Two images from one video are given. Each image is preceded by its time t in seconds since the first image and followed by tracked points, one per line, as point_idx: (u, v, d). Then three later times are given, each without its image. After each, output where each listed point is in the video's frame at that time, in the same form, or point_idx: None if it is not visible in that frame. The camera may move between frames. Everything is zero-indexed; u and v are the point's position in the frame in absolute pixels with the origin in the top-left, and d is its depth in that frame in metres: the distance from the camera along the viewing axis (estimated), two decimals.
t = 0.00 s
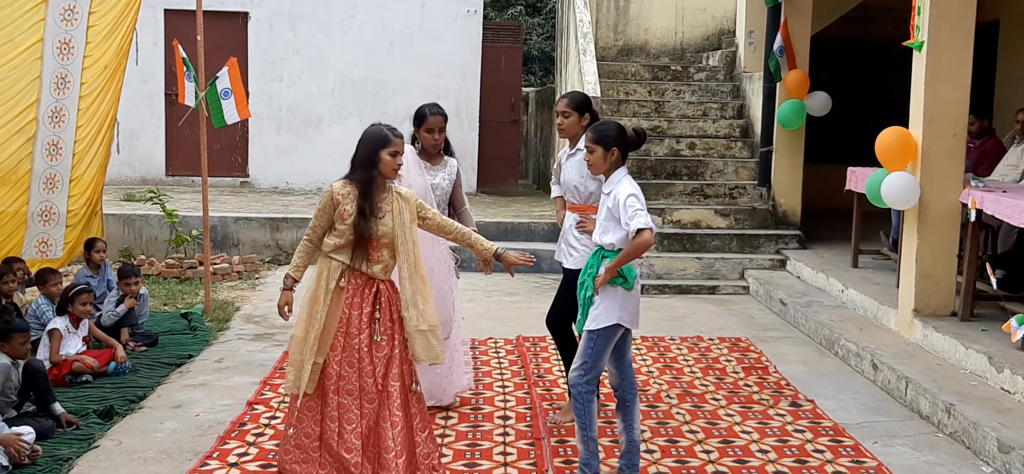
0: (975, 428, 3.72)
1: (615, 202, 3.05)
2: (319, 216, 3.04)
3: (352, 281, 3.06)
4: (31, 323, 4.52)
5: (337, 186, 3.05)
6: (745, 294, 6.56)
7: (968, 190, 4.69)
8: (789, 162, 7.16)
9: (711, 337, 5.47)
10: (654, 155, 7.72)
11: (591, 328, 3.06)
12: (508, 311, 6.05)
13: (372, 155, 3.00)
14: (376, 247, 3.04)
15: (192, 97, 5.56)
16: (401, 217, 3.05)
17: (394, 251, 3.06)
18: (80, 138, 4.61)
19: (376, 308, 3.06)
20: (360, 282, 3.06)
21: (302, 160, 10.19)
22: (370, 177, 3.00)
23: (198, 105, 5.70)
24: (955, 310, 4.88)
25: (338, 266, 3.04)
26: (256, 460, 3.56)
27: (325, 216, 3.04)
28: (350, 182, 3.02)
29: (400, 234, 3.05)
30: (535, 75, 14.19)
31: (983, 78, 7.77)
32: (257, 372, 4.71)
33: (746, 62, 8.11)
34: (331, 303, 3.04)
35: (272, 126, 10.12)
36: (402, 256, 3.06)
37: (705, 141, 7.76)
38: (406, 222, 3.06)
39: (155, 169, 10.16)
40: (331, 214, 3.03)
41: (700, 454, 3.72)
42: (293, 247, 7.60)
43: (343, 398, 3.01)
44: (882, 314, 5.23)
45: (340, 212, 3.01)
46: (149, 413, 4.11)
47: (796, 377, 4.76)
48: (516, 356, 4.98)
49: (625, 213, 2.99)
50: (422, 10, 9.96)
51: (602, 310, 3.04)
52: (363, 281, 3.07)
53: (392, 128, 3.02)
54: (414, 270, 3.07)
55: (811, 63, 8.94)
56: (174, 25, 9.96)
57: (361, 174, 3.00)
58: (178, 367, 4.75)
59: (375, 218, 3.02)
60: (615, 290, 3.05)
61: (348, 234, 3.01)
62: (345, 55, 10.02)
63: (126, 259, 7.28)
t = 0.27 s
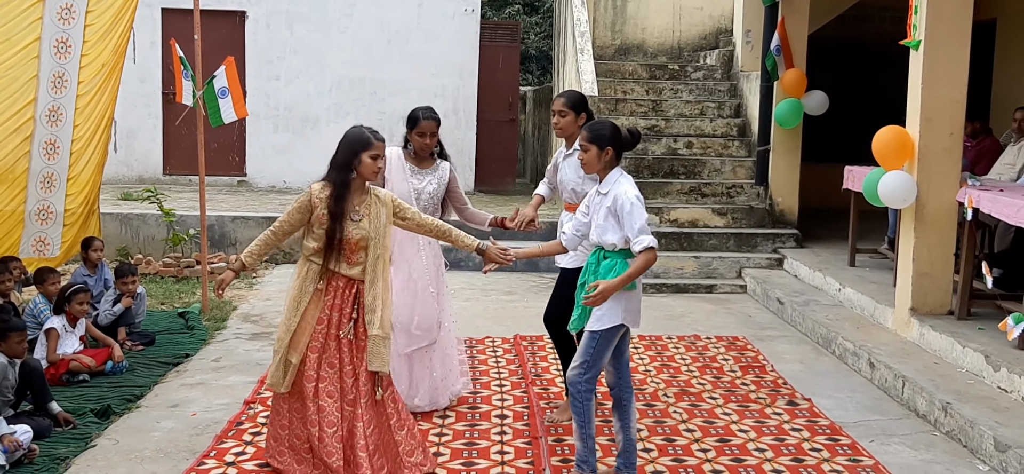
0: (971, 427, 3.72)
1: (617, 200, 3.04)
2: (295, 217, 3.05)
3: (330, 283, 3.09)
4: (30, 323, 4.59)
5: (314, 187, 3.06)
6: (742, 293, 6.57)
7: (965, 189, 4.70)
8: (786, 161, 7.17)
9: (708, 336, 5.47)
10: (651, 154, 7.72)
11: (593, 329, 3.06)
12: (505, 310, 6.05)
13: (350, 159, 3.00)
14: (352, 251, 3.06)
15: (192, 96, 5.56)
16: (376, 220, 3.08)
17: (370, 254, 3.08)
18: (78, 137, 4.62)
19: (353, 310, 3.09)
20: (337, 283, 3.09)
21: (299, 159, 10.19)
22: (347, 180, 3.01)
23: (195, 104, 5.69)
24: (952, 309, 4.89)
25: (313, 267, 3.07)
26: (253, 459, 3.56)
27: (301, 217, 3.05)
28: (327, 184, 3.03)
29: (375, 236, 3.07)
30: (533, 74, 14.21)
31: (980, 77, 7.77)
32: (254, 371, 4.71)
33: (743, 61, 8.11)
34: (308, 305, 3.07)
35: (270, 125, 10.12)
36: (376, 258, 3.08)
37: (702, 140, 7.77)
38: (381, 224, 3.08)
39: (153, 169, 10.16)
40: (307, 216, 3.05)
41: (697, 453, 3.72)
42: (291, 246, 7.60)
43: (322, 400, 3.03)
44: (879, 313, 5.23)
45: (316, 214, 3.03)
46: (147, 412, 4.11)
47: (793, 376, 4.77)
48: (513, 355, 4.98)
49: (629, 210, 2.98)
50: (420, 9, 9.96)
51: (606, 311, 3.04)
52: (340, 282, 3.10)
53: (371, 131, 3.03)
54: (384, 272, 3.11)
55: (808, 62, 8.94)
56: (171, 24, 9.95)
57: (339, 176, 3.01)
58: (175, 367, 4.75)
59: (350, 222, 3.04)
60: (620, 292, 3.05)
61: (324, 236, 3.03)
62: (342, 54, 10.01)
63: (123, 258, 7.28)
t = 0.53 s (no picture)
0: (968, 425, 3.72)
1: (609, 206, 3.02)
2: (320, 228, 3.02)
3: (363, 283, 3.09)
4: (25, 322, 4.50)
5: (330, 197, 3.04)
6: (739, 292, 6.57)
7: (961, 187, 4.70)
8: (783, 159, 7.18)
9: (705, 334, 5.47)
10: (648, 152, 7.72)
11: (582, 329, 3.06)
12: (502, 309, 6.05)
13: (359, 160, 3.02)
14: (378, 248, 3.09)
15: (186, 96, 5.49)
16: (393, 214, 3.12)
17: (393, 248, 3.12)
18: (73, 136, 4.60)
19: (386, 306, 3.12)
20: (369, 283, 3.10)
21: (296, 158, 10.18)
22: (358, 182, 3.02)
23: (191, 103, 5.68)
24: (948, 307, 4.89)
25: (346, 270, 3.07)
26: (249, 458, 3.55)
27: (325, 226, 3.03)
28: (340, 189, 3.03)
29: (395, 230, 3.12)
30: (529, 73, 14.21)
31: (976, 75, 7.78)
32: (250, 370, 4.70)
33: (740, 59, 8.12)
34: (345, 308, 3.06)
35: (266, 124, 10.10)
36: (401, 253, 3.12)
37: (698, 138, 7.77)
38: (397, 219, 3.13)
39: (149, 167, 10.14)
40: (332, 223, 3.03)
41: (694, 451, 3.72)
42: (287, 245, 7.59)
43: (351, 398, 3.05)
44: (876, 311, 5.23)
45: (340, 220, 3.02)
46: (143, 411, 4.11)
47: (790, 374, 4.77)
48: (510, 354, 4.98)
49: (624, 216, 2.97)
50: (416, 8, 9.96)
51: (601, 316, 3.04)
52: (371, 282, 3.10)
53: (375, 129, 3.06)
54: (406, 266, 3.15)
55: (804, 60, 8.94)
56: (167, 23, 9.94)
57: (350, 181, 3.02)
58: (171, 366, 4.75)
59: (368, 219, 3.08)
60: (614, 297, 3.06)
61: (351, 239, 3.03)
62: (338, 53, 10.01)
63: (119, 257, 7.27)
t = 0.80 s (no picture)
0: (964, 424, 3.73)
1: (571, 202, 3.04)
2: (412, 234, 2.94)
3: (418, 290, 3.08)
4: (22, 321, 4.50)
5: (390, 204, 2.92)
6: (736, 291, 6.58)
7: (957, 187, 4.71)
8: (780, 158, 7.19)
9: (701, 334, 5.48)
10: (645, 152, 7.72)
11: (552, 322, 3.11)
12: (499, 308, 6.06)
13: (399, 161, 2.95)
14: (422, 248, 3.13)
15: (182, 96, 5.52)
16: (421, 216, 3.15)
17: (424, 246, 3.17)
18: (70, 136, 4.60)
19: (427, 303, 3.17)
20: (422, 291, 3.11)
21: (293, 158, 10.18)
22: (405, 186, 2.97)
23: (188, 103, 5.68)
24: (945, 307, 4.90)
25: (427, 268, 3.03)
26: (247, 458, 3.56)
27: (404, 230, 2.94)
28: (400, 194, 2.95)
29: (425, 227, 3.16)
30: (527, 73, 14.22)
31: (973, 76, 7.80)
32: (247, 370, 4.71)
33: (737, 59, 8.13)
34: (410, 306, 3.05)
35: (263, 124, 10.10)
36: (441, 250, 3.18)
37: (696, 138, 7.78)
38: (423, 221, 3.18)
39: (147, 167, 10.14)
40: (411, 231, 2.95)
41: (691, 450, 3.73)
42: (284, 245, 7.59)
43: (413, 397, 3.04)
44: (872, 310, 5.24)
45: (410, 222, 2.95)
46: (140, 411, 4.11)
47: (786, 374, 4.78)
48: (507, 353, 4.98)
49: (580, 216, 2.98)
50: (414, 8, 9.97)
51: (570, 313, 3.10)
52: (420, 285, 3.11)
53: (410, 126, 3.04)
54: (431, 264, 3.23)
55: (801, 60, 8.95)
56: (165, 22, 9.93)
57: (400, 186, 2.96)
58: (168, 365, 4.75)
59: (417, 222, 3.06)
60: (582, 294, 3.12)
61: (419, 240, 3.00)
62: (336, 52, 10.01)
63: (117, 257, 7.27)
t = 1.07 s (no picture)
0: (962, 425, 3.72)
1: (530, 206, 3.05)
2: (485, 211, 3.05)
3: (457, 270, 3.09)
4: (16, 323, 4.49)
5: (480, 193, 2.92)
6: (733, 292, 6.56)
7: (956, 187, 4.69)
8: (777, 158, 7.18)
9: (699, 335, 5.46)
10: (642, 152, 7.70)
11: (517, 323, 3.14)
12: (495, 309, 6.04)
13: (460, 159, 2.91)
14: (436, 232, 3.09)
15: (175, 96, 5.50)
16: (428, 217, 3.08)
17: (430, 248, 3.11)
18: (65, 135, 4.56)
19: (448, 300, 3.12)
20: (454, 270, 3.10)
21: (289, 157, 10.15)
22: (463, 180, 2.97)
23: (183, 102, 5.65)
24: (943, 307, 4.89)
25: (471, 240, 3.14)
26: (241, 460, 3.53)
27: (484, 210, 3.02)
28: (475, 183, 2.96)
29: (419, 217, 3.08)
30: (523, 72, 14.19)
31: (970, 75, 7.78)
32: (242, 371, 4.68)
33: (734, 59, 8.12)
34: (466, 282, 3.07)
35: (259, 123, 10.07)
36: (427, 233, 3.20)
37: (693, 138, 7.75)
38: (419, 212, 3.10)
39: (142, 167, 10.10)
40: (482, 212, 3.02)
41: (688, 452, 3.71)
42: (280, 245, 7.57)
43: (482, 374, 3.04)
44: (870, 311, 5.23)
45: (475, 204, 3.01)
46: (134, 412, 4.08)
47: (784, 374, 4.76)
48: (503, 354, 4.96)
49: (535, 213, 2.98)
50: (410, 7, 9.95)
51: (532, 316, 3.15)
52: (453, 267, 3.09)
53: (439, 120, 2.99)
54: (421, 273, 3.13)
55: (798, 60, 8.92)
56: (160, 21, 9.89)
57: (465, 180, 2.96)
58: (163, 366, 4.72)
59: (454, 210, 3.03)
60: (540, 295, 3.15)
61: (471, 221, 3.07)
62: (332, 51, 9.98)
63: (111, 257, 7.24)
